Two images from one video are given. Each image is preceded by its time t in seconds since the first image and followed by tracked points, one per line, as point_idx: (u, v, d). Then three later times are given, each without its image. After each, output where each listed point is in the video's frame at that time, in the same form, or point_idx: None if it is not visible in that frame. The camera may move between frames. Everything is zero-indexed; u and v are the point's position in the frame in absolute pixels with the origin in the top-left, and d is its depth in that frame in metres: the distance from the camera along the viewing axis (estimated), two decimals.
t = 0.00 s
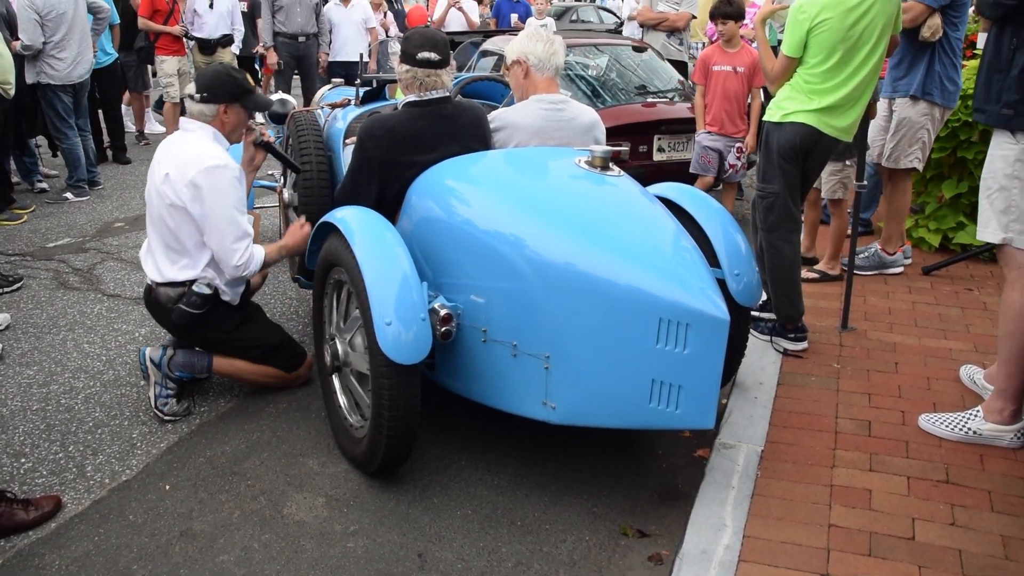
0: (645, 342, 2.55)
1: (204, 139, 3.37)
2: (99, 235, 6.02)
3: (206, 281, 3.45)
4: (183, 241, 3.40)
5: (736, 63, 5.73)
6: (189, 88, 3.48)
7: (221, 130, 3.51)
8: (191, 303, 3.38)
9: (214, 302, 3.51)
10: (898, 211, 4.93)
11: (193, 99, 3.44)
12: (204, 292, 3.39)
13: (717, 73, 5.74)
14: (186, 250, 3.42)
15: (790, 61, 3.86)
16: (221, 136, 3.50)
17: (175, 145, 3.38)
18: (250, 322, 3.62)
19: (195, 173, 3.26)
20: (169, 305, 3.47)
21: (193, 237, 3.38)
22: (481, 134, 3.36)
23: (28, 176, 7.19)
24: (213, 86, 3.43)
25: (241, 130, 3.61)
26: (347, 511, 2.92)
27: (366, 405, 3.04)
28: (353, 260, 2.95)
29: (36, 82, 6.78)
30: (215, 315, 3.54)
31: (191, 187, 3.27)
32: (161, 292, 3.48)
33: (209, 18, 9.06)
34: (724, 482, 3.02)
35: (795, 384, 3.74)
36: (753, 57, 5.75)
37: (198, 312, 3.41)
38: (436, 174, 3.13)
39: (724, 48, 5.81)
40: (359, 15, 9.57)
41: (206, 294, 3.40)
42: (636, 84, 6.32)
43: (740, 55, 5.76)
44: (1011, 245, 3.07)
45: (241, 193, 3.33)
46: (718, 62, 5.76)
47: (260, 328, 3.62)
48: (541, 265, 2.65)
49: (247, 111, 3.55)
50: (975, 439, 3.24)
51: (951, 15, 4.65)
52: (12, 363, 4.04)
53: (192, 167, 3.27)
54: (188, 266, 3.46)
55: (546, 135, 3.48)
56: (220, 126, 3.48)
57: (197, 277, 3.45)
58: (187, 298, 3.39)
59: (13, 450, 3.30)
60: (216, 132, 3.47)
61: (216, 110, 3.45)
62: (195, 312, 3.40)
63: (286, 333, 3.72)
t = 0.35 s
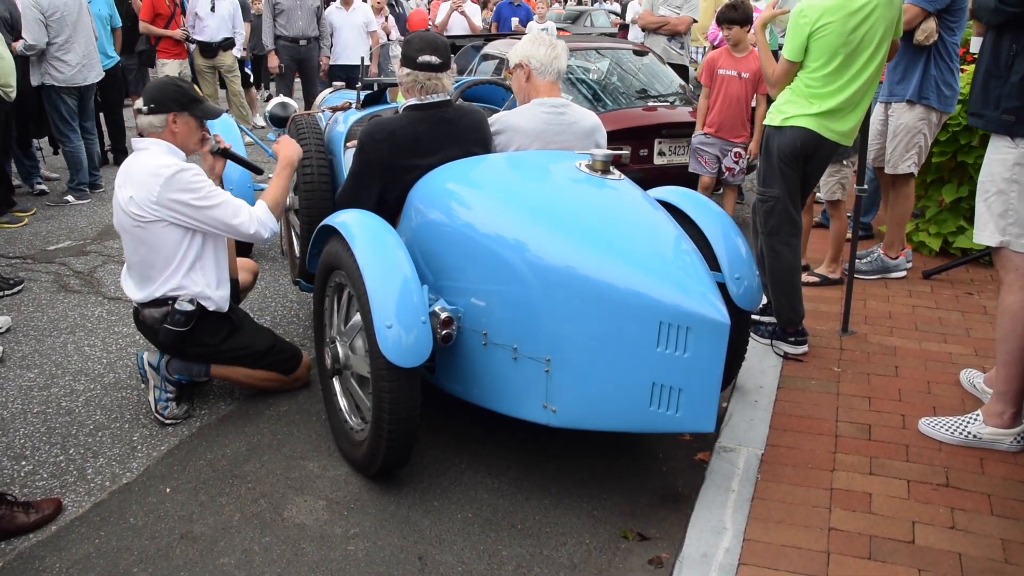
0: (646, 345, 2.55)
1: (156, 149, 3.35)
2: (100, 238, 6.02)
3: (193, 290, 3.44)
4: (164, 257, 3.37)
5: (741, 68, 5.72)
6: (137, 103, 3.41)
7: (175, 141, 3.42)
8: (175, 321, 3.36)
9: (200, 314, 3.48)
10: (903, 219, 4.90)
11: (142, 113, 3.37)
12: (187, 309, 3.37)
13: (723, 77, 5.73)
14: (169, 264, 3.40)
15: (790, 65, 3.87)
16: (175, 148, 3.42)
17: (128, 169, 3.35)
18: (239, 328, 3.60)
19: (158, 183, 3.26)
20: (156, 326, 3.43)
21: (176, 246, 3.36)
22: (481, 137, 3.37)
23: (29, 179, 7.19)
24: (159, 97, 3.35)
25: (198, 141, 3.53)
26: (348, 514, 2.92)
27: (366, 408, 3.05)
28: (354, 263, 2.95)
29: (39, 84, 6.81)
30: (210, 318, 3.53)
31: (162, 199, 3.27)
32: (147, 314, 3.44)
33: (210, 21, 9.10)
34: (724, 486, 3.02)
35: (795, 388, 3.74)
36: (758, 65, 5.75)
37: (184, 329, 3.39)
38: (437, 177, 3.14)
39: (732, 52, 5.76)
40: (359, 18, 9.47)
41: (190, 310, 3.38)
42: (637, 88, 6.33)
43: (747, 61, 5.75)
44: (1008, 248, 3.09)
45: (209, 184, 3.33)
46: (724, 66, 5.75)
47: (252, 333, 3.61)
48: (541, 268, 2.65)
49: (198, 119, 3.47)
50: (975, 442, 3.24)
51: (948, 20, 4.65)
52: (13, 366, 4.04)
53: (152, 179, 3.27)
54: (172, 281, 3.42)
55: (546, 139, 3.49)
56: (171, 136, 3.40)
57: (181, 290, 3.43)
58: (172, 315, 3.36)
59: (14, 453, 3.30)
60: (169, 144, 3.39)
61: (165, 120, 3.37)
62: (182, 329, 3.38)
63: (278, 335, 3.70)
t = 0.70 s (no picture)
0: (647, 347, 2.55)
1: (135, 151, 3.33)
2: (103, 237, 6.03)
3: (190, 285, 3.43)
4: (157, 258, 3.36)
5: (740, 69, 5.71)
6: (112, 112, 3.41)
7: (155, 143, 3.40)
8: (173, 321, 3.39)
9: (199, 311, 3.49)
10: (904, 222, 4.88)
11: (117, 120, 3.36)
12: (184, 308, 3.40)
13: (721, 79, 5.75)
14: (162, 265, 3.38)
15: (794, 68, 3.87)
16: (157, 150, 3.39)
17: (110, 176, 3.34)
18: (238, 327, 3.61)
19: (142, 186, 3.25)
20: (155, 327, 3.42)
21: (167, 246, 3.35)
22: (484, 139, 3.37)
23: (31, 178, 7.19)
24: (132, 101, 3.35)
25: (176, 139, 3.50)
26: (348, 514, 2.92)
27: (367, 409, 3.05)
28: (356, 263, 2.95)
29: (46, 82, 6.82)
30: (207, 317, 3.53)
31: (148, 200, 3.26)
32: (144, 316, 3.43)
33: (213, 21, 9.16)
34: (724, 488, 3.02)
35: (796, 392, 3.74)
36: (758, 66, 5.72)
37: (182, 328, 3.42)
38: (439, 178, 3.14)
39: (732, 54, 5.78)
40: (362, 19, 9.52)
41: (187, 309, 3.41)
42: (639, 90, 6.34)
43: (746, 62, 5.73)
44: (1008, 252, 3.09)
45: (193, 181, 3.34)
46: (723, 68, 5.77)
47: (250, 330, 3.63)
48: (543, 270, 2.66)
49: (174, 118, 3.44)
50: (976, 447, 3.23)
51: (947, 24, 4.67)
52: (15, 363, 4.05)
53: (136, 183, 3.26)
54: (166, 282, 3.41)
55: (549, 140, 3.48)
56: (150, 138, 3.38)
57: (178, 288, 3.42)
58: (169, 315, 3.39)
59: (16, 450, 3.30)
60: (150, 147, 3.37)
61: (141, 122, 3.35)
62: (180, 328, 3.40)
63: (276, 333, 3.71)
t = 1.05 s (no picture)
0: (649, 349, 2.56)
1: (133, 155, 3.33)
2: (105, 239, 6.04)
3: (188, 289, 3.44)
4: (155, 263, 3.36)
5: (739, 71, 5.72)
6: (109, 114, 3.40)
7: (153, 147, 3.41)
8: (174, 321, 3.38)
9: (199, 312, 3.49)
10: (906, 223, 4.89)
11: (116, 124, 3.36)
12: (184, 308, 3.39)
13: (721, 81, 5.76)
14: (160, 270, 3.39)
15: (796, 68, 3.87)
16: (155, 154, 3.41)
17: (109, 180, 3.33)
18: (239, 329, 3.61)
19: (141, 192, 3.24)
20: (155, 328, 3.42)
21: (165, 252, 3.36)
22: (486, 140, 3.37)
23: (34, 180, 7.21)
24: (131, 105, 3.36)
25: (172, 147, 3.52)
26: (351, 516, 2.92)
27: (370, 410, 3.05)
28: (359, 265, 2.96)
29: (50, 85, 6.82)
30: (208, 318, 3.54)
31: (146, 206, 3.26)
32: (145, 318, 3.42)
33: (215, 23, 9.14)
34: (727, 490, 3.02)
35: (799, 393, 3.74)
36: (757, 66, 5.72)
37: (183, 328, 3.41)
38: (442, 180, 3.15)
39: (729, 56, 5.80)
40: (364, 22, 9.63)
41: (187, 309, 3.40)
42: (641, 92, 6.34)
43: (745, 63, 5.74)
44: (1011, 255, 3.09)
45: (191, 187, 3.33)
46: (722, 70, 5.78)
47: (251, 329, 3.64)
48: (546, 272, 2.66)
49: (172, 123, 3.47)
50: (979, 449, 3.23)
51: (947, 25, 4.66)
52: (18, 366, 4.05)
53: (134, 189, 3.25)
54: (165, 285, 3.42)
55: (549, 142, 3.49)
56: (150, 142, 3.39)
57: (176, 291, 3.43)
58: (170, 315, 3.39)
59: (19, 452, 3.31)
60: (149, 151, 3.38)
61: (141, 126, 3.35)
62: (181, 328, 3.40)
63: (277, 333, 3.72)
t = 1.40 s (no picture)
0: (650, 351, 2.56)
1: (134, 160, 3.34)
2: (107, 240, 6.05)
3: (191, 293, 3.44)
4: (160, 267, 3.37)
5: (740, 71, 5.74)
6: (105, 116, 3.35)
7: (153, 150, 3.41)
8: (176, 325, 3.38)
9: (201, 315, 3.48)
10: (907, 225, 4.89)
11: (116, 127, 3.32)
12: (186, 312, 3.39)
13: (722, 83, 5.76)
14: (164, 274, 3.40)
15: (797, 68, 3.88)
16: (154, 156, 3.42)
17: (111, 186, 3.33)
18: (240, 331, 3.62)
19: (145, 199, 3.25)
20: (157, 332, 3.41)
21: (169, 256, 3.36)
22: (487, 142, 3.39)
23: (36, 181, 7.21)
24: (132, 108, 3.33)
25: (170, 147, 3.52)
26: (352, 517, 2.92)
27: (371, 412, 3.05)
28: (360, 266, 2.96)
29: (52, 86, 6.83)
30: (209, 321, 3.54)
31: (151, 212, 3.26)
32: (147, 321, 3.42)
33: (216, 26, 9.13)
34: (728, 492, 3.02)
35: (800, 395, 3.74)
36: (756, 66, 5.75)
37: (185, 332, 3.40)
38: (443, 182, 3.15)
39: (728, 58, 5.80)
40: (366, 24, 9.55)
41: (190, 313, 3.40)
42: (643, 93, 6.34)
43: (745, 64, 5.77)
44: (1014, 257, 3.09)
45: (195, 192, 3.34)
46: (722, 72, 5.77)
47: (252, 332, 3.65)
48: (547, 273, 2.66)
49: (170, 124, 3.48)
50: (981, 450, 3.23)
51: (947, 26, 4.66)
52: (20, 367, 4.06)
53: (138, 195, 3.26)
54: (168, 289, 3.42)
55: (549, 144, 3.49)
56: (151, 145, 3.39)
57: (179, 294, 3.43)
58: (173, 319, 3.38)
59: (21, 453, 3.32)
60: (149, 155, 3.38)
61: (143, 130, 3.35)
62: (184, 332, 3.39)
63: (278, 335, 3.72)
